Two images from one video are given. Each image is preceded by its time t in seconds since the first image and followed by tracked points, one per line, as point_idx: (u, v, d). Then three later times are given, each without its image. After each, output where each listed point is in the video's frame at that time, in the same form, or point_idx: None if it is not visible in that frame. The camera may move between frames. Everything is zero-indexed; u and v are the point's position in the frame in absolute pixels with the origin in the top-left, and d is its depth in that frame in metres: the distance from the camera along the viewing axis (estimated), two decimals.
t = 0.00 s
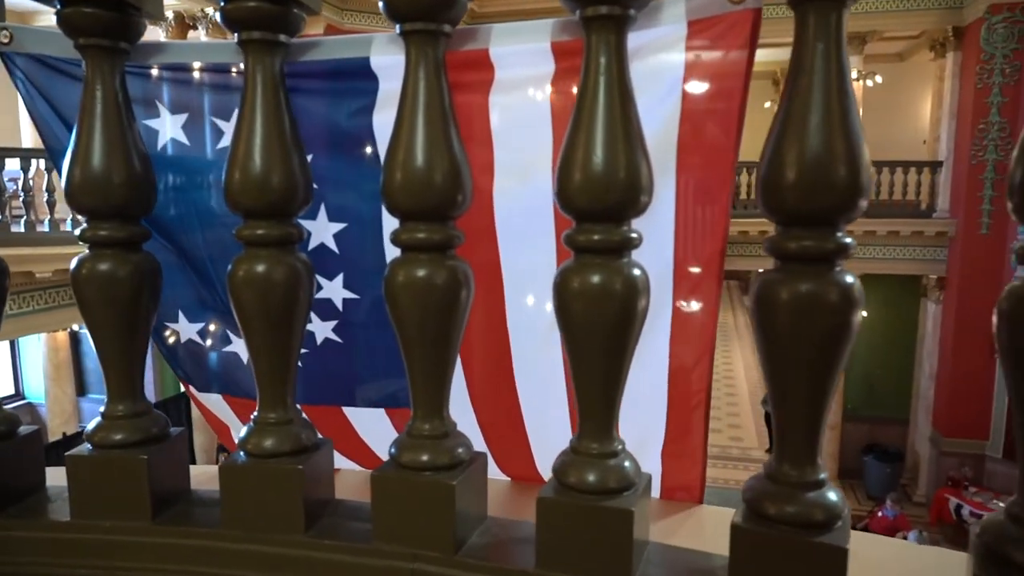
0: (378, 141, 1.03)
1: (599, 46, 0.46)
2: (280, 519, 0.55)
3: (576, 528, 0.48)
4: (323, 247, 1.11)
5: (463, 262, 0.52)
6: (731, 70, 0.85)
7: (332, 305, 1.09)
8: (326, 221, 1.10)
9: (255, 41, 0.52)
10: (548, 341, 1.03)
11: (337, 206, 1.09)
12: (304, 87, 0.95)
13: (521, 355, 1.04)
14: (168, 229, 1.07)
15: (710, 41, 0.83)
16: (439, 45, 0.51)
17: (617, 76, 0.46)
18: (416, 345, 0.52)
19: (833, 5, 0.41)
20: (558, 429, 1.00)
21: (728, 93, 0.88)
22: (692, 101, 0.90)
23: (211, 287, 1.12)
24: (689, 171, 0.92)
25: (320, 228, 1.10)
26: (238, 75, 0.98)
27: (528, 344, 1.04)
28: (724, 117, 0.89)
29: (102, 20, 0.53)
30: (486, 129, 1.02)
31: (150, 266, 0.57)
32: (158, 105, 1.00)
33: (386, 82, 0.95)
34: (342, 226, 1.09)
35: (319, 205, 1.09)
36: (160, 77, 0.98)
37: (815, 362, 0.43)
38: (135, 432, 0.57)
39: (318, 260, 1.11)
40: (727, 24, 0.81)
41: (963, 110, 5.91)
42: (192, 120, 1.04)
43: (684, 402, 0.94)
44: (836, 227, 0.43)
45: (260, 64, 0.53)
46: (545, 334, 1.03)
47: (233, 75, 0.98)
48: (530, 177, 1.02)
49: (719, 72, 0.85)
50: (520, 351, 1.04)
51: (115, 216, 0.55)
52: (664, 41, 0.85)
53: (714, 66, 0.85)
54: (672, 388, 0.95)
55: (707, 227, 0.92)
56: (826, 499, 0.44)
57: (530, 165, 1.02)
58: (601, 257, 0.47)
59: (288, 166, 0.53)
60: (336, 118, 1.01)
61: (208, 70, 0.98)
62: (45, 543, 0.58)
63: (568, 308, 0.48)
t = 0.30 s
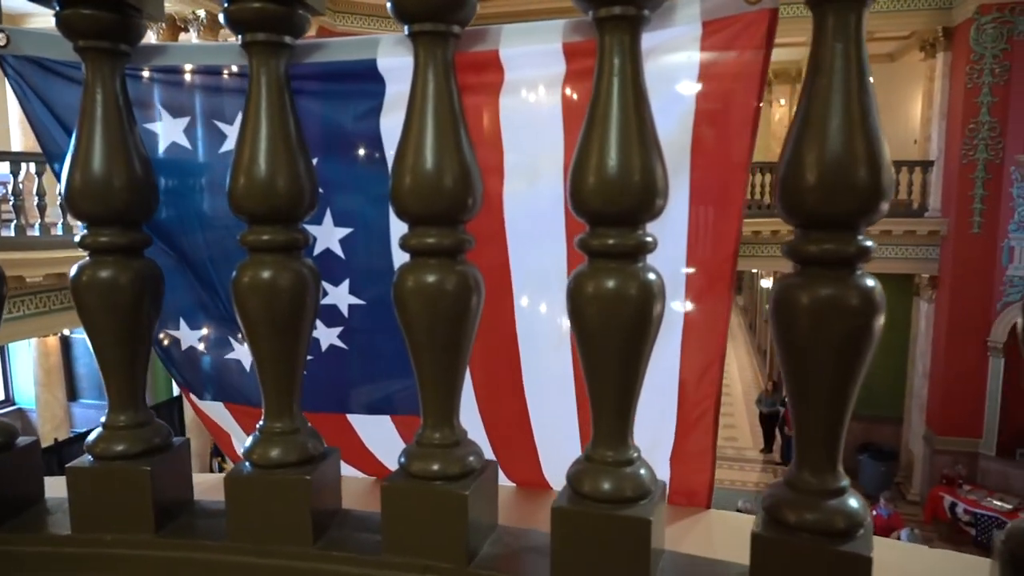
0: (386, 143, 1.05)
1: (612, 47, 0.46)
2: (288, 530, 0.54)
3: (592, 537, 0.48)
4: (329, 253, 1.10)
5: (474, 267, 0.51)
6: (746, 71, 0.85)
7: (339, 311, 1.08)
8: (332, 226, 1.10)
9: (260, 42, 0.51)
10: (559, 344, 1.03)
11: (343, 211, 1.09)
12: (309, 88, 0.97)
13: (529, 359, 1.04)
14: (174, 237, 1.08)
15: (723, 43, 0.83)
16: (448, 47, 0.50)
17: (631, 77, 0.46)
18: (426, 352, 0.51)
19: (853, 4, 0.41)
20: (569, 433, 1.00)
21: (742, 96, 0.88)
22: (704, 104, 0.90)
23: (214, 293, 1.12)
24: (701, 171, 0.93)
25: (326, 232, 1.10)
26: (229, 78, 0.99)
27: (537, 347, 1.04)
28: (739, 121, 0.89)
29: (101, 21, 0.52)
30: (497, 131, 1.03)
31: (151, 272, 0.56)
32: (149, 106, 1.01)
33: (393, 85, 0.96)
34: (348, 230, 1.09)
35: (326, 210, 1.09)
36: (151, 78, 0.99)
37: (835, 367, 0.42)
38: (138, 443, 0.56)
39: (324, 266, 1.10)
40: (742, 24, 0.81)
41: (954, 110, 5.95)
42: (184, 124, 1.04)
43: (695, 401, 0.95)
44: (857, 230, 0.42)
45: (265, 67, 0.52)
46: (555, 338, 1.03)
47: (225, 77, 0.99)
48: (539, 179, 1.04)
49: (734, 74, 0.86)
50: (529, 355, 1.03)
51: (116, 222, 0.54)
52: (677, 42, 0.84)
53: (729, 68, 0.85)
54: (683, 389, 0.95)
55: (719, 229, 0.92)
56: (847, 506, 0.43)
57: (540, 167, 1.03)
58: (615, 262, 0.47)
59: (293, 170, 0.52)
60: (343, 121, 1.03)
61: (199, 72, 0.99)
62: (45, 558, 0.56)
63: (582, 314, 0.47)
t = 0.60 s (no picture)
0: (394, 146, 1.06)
1: (630, 47, 0.45)
2: (296, 542, 0.52)
3: (610, 548, 0.47)
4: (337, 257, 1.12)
5: (487, 272, 0.50)
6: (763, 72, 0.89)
7: (346, 317, 1.11)
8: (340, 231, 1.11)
9: (267, 42, 0.50)
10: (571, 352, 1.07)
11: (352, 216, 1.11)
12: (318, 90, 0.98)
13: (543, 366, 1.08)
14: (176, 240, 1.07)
15: (741, 42, 0.87)
16: (461, 47, 0.49)
17: (650, 78, 0.45)
18: (438, 358, 0.50)
19: (877, 4, 0.40)
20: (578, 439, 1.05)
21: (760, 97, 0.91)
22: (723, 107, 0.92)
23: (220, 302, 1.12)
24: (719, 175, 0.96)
25: (335, 237, 1.11)
26: (223, 81, 0.99)
27: (545, 355, 1.08)
28: (755, 125, 0.93)
29: (104, 21, 0.51)
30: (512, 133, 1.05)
31: (156, 278, 0.54)
32: (143, 107, 1.00)
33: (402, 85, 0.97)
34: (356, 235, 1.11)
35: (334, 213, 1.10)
36: (144, 79, 0.98)
37: (861, 374, 0.42)
38: (141, 453, 0.54)
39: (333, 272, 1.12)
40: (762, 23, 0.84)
41: (947, 112, 5.98)
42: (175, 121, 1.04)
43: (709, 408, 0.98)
44: (882, 234, 0.41)
45: (272, 68, 0.51)
46: (568, 345, 1.07)
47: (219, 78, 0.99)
48: (551, 184, 1.08)
49: (754, 75, 0.90)
50: (540, 360, 1.07)
51: (119, 227, 0.53)
52: (697, 42, 0.87)
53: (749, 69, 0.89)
54: (697, 394, 0.99)
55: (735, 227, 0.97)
56: (871, 516, 0.43)
57: (554, 172, 1.07)
58: (633, 267, 0.46)
59: (301, 173, 0.51)
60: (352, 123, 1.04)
61: (192, 74, 0.99)
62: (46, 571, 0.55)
63: (599, 320, 0.46)
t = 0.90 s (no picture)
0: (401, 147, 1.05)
1: (650, 46, 0.44)
2: (305, 551, 0.51)
3: (629, 557, 0.46)
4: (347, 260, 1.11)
5: (501, 275, 0.49)
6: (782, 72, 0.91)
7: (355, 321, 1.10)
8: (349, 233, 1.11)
9: (276, 41, 0.49)
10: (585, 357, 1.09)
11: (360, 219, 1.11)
12: (328, 91, 0.97)
13: (554, 370, 1.11)
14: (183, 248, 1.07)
15: (761, 44, 0.89)
16: (475, 46, 0.47)
17: (670, 77, 0.44)
18: (451, 363, 0.49)
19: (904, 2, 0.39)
20: (589, 442, 1.08)
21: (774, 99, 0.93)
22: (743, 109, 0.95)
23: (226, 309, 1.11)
24: (734, 174, 0.98)
25: (344, 239, 1.11)
26: (217, 81, 1.00)
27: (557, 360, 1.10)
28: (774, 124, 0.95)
29: (108, 18, 0.49)
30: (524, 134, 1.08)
31: (161, 282, 0.53)
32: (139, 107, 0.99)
33: (413, 84, 0.98)
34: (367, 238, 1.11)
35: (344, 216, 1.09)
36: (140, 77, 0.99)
37: (888, 379, 0.41)
38: (146, 461, 0.53)
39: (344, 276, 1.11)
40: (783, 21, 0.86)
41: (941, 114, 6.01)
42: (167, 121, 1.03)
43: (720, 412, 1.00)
44: (909, 236, 0.40)
45: (281, 66, 0.50)
46: (582, 350, 1.09)
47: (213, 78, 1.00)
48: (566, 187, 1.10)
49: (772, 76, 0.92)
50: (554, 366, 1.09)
51: (123, 230, 0.52)
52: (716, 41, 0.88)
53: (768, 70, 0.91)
54: (711, 401, 1.00)
55: (754, 228, 0.98)
56: (897, 523, 0.42)
57: (570, 173, 1.09)
58: (651, 271, 0.45)
59: (310, 174, 0.50)
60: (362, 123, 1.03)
61: (186, 75, 1.00)
62: None
63: (617, 324, 0.45)
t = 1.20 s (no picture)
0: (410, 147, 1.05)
1: (670, 43, 0.43)
2: (314, 561, 0.50)
3: (648, 565, 0.45)
4: (356, 264, 1.09)
5: (515, 278, 0.48)
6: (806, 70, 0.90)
7: (364, 325, 1.08)
8: (359, 236, 1.08)
9: (284, 39, 0.48)
10: (597, 361, 1.08)
11: (371, 222, 1.08)
12: (336, 90, 0.97)
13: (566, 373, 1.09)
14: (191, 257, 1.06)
15: (782, 42, 0.88)
16: (488, 43, 0.46)
17: (689, 74, 0.43)
18: (466, 368, 0.48)
19: None
20: (599, 445, 1.06)
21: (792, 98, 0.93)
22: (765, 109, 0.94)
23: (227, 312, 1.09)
24: (756, 174, 0.97)
25: (352, 242, 1.08)
26: (211, 80, 0.98)
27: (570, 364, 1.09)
28: (796, 121, 0.93)
29: (110, 15, 0.48)
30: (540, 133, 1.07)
31: (165, 286, 0.52)
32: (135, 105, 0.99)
33: (423, 84, 0.98)
34: (376, 239, 1.09)
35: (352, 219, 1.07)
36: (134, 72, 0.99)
37: (914, 382, 0.40)
38: (150, 470, 0.52)
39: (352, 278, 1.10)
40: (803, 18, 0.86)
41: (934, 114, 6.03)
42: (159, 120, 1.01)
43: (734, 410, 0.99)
44: (937, 238, 0.39)
45: (288, 65, 0.48)
46: (595, 353, 1.08)
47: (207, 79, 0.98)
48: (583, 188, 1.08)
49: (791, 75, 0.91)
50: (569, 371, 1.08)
51: (126, 233, 0.50)
52: (734, 39, 0.88)
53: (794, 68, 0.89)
54: (725, 402, 0.99)
55: (772, 228, 0.97)
56: (924, 530, 0.41)
57: (587, 175, 1.07)
58: (670, 273, 0.44)
59: (319, 176, 0.49)
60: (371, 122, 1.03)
61: (178, 76, 0.97)
62: None
63: (635, 327, 0.44)
